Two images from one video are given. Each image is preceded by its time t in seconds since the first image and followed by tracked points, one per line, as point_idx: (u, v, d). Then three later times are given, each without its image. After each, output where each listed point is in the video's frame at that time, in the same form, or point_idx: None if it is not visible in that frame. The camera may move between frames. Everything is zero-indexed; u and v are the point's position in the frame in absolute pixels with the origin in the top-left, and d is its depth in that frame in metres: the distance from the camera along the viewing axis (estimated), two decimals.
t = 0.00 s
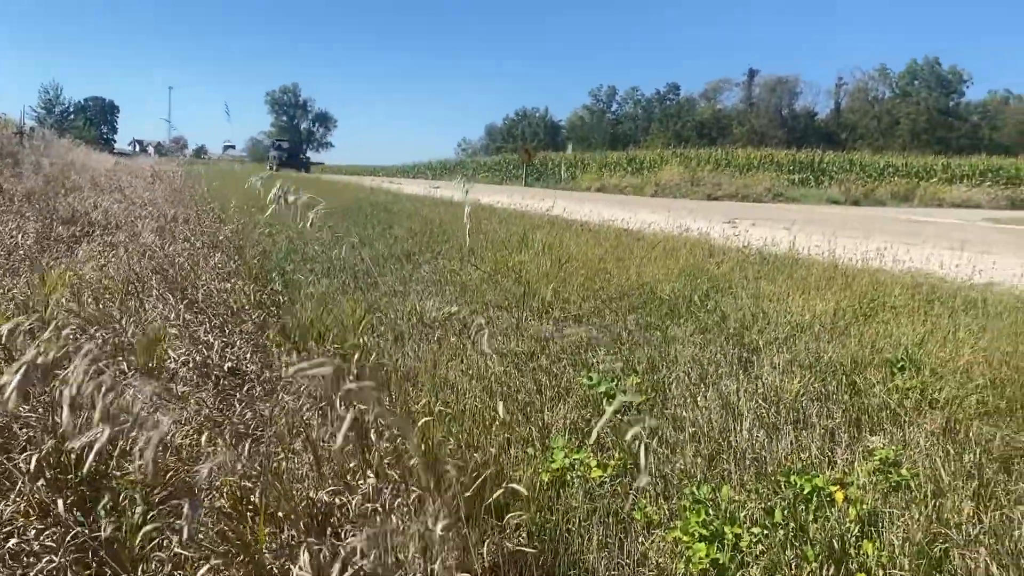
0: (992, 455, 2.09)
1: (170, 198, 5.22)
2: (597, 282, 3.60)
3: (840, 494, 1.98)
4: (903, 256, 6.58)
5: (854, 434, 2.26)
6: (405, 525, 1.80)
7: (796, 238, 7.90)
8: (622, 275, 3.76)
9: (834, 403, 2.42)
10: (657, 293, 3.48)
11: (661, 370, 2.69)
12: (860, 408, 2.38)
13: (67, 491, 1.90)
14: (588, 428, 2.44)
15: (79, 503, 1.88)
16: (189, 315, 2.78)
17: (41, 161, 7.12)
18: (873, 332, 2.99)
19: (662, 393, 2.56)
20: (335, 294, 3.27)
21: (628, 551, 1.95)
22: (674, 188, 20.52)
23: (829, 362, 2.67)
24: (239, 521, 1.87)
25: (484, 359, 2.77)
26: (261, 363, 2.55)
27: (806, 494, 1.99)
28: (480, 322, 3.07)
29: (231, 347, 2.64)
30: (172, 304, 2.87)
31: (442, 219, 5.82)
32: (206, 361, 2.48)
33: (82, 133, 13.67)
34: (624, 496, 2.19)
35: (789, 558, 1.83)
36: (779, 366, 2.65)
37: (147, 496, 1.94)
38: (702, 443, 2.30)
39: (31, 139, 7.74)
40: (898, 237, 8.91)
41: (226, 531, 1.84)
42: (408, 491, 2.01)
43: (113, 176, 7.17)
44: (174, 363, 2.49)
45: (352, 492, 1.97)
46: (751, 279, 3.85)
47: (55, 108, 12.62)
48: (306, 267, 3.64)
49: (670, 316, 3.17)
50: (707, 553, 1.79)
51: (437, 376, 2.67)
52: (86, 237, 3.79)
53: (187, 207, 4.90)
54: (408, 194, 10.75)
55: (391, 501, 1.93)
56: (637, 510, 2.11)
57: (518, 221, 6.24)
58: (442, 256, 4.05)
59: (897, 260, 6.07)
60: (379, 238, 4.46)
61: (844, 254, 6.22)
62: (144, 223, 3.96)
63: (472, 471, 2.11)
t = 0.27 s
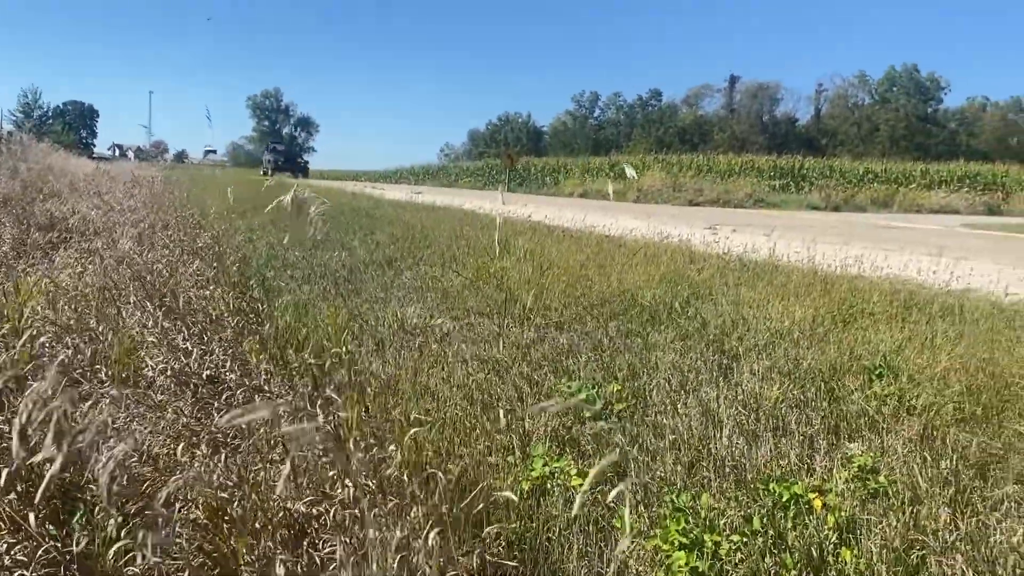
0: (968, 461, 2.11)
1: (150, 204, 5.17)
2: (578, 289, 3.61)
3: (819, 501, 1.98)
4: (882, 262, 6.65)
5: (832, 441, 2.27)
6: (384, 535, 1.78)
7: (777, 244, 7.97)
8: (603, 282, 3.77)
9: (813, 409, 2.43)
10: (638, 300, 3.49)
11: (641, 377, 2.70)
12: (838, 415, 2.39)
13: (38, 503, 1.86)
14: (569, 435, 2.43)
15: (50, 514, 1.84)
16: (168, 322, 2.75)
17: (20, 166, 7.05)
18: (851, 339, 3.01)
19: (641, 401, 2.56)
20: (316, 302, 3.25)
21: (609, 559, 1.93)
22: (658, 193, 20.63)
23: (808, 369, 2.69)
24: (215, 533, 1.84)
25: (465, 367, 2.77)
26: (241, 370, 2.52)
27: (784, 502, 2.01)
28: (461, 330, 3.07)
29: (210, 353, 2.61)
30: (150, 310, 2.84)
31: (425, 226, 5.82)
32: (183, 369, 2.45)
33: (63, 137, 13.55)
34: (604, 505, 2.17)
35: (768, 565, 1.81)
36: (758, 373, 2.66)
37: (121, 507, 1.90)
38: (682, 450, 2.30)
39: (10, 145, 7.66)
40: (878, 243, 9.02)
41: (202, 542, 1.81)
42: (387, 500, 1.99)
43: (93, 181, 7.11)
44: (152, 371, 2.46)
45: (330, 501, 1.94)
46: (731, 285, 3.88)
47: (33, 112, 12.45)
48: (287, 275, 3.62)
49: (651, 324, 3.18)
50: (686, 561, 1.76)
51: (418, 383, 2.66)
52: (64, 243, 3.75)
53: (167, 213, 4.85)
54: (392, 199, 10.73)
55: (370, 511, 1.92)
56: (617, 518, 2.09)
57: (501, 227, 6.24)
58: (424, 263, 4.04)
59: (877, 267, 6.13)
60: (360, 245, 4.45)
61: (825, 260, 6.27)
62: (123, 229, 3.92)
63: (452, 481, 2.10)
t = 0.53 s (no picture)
0: (940, 466, 2.12)
1: (124, 210, 5.10)
2: (555, 296, 3.60)
3: (793, 507, 1.97)
4: (857, 268, 6.73)
5: (807, 447, 2.27)
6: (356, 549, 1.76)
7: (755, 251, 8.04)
8: (580, 289, 3.77)
9: (787, 415, 2.44)
10: (615, 306, 3.49)
11: (618, 384, 2.69)
12: (812, 421, 2.39)
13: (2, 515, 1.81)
14: (546, 442, 2.41)
15: (13, 526, 1.78)
16: (140, 330, 2.71)
17: None
18: (825, 345, 3.03)
19: (617, 408, 2.55)
20: (292, 309, 3.22)
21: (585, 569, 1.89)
22: (647, 198, 20.64)
23: (782, 375, 2.70)
24: (186, 544, 1.81)
25: (441, 375, 2.75)
26: (214, 379, 2.48)
27: (759, 508, 2.00)
28: (438, 337, 3.05)
29: (183, 362, 2.56)
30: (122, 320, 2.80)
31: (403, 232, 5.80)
32: (155, 378, 2.41)
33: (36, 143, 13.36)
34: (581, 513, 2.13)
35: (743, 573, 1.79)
36: (733, 379, 2.67)
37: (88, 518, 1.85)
38: (658, 456, 2.29)
39: None
40: (854, 249, 9.12)
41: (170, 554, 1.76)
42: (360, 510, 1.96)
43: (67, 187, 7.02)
44: (122, 380, 2.41)
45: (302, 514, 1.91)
46: (707, 291, 3.89)
47: (4, 116, 12.22)
48: (262, 282, 3.59)
49: (627, 330, 3.18)
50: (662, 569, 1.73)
51: (393, 391, 2.63)
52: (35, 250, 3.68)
53: (141, 218, 4.78)
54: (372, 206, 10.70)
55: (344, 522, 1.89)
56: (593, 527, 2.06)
57: (480, 233, 6.23)
58: (401, 268, 4.02)
59: (852, 273, 6.20)
60: (338, 251, 4.43)
61: (801, 267, 6.33)
62: (96, 235, 3.86)
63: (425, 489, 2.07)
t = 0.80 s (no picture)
0: (902, 472, 2.12)
1: (88, 217, 5.01)
2: (523, 303, 3.59)
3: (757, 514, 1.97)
4: (825, 275, 6.82)
5: (771, 454, 2.27)
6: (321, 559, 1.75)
7: (726, 258, 8.12)
8: (549, 296, 3.77)
9: (752, 421, 2.44)
10: (583, 313, 3.49)
11: (585, 391, 2.69)
12: (777, 427, 2.40)
13: None
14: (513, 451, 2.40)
15: None
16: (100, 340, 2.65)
17: None
18: (790, 351, 3.05)
19: (585, 415, 2.54)
20: (258, 318, 3.18)
21: None
22: (617, 205, 20.80)
23: (747, 382, 2.70)
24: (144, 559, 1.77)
25: (408, 384, 2.72)
26: (177, 389, 2.44)
27: (723, 515, 2.00)
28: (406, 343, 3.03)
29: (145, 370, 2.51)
30: (81, 329, 2.73)
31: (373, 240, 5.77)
32: (116, 388, 2.36)
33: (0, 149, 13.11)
34: (549, 521, 2.10)
35: None
36: (700, 386, 2.67)
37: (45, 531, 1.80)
38: (625, 464, 2.28)
39: None
40: (823, 256, 9.24)
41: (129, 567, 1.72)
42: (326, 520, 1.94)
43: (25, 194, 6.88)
44: (81, 392, 2.36)
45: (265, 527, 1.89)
46: (674, 298, 3.91)
47: None
48: (226, 291, 3.54)
49: (595, 337, 3.18)
50: None
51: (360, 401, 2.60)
52: None
53: (105, 225, 4.69)
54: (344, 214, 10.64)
55: (305, 534, 1.85)
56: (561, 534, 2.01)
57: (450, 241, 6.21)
58: (370, 275, 3.99)
59: (819, 280, 6.28)
60: (306, 258, 4.38)
61: (769, 274, 6.40)
62: (56, 243, 3.78)
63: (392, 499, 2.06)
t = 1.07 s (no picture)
0: (847, 481, 2.14)
1: (34, 225, 4.88)
2: (478, 313, 3.58)
3: (706, 524, 1.96)
4: (781, 283, 6.94)
5: (720, 463, 2.28)
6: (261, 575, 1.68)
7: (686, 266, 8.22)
8: (504, 305, 3.76)
9: (702, 431, 2.45)
10: (538, 323, 3.49)
11: (539, 402, 2.67)
12: (726, 437, 2.41)
13: None
14: (466, 462, 2.35)
15: None
16: (41, 354, 2.57)
17: None
18: (740, 360, 3.08)
19: (537, 427, 2.53)
20: (208, 329, 3.13)
21: None
22: (573, 212, 20.93)
23: (698, 392, 2.72)
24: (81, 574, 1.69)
25: (360, 395, 2.68)
26: (121, 402, 2.37)
27: (673, 526, 1.96)
28: (360, 353, 2.99)
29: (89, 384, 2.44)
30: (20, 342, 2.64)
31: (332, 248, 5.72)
32: (59, 403, 2.29)
33: None
34: (500, 535, 2.06)
35: None
36: (652, 396, 2.67)
37: None
38: (576, 476, 2.26)
39: None
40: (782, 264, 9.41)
41: None
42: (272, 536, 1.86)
43: None
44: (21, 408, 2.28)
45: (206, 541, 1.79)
46: (628, 307, 3.93)
47: None
48: (176, 301, 3.47)
49: (548, 347, 3.18)
50: None
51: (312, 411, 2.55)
52: None
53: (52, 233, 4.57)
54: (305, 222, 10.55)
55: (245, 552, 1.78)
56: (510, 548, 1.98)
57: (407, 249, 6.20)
58: (325, 285, 3.95)
59: (774, 288, 6.40)
60: (260, 268, 4.32)
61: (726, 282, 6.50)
62: None
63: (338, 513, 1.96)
